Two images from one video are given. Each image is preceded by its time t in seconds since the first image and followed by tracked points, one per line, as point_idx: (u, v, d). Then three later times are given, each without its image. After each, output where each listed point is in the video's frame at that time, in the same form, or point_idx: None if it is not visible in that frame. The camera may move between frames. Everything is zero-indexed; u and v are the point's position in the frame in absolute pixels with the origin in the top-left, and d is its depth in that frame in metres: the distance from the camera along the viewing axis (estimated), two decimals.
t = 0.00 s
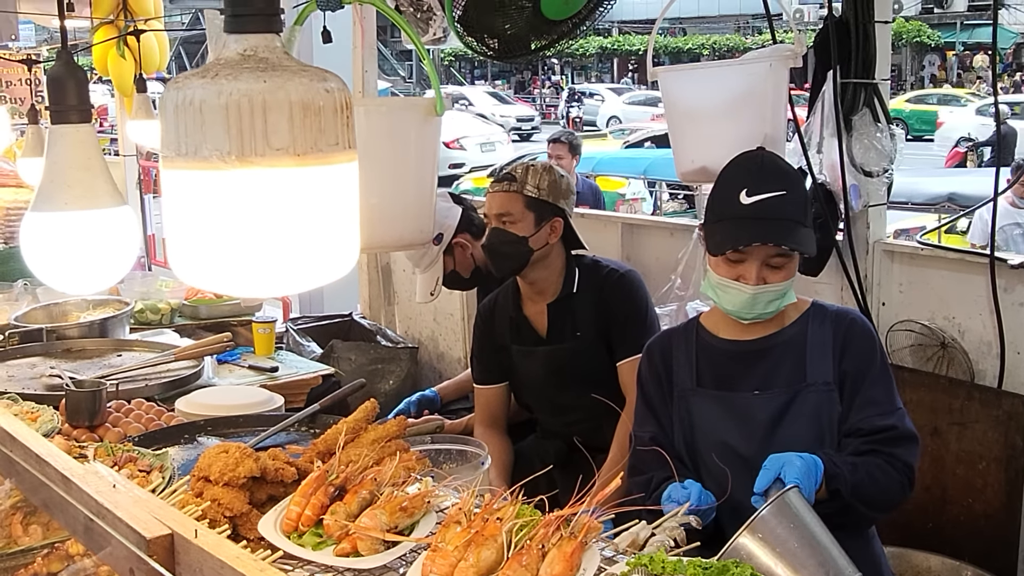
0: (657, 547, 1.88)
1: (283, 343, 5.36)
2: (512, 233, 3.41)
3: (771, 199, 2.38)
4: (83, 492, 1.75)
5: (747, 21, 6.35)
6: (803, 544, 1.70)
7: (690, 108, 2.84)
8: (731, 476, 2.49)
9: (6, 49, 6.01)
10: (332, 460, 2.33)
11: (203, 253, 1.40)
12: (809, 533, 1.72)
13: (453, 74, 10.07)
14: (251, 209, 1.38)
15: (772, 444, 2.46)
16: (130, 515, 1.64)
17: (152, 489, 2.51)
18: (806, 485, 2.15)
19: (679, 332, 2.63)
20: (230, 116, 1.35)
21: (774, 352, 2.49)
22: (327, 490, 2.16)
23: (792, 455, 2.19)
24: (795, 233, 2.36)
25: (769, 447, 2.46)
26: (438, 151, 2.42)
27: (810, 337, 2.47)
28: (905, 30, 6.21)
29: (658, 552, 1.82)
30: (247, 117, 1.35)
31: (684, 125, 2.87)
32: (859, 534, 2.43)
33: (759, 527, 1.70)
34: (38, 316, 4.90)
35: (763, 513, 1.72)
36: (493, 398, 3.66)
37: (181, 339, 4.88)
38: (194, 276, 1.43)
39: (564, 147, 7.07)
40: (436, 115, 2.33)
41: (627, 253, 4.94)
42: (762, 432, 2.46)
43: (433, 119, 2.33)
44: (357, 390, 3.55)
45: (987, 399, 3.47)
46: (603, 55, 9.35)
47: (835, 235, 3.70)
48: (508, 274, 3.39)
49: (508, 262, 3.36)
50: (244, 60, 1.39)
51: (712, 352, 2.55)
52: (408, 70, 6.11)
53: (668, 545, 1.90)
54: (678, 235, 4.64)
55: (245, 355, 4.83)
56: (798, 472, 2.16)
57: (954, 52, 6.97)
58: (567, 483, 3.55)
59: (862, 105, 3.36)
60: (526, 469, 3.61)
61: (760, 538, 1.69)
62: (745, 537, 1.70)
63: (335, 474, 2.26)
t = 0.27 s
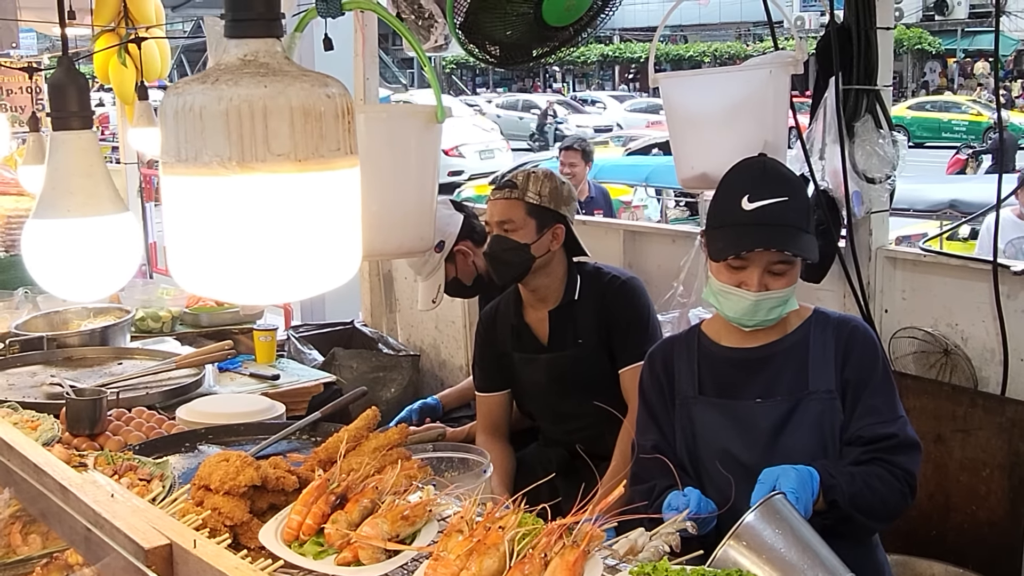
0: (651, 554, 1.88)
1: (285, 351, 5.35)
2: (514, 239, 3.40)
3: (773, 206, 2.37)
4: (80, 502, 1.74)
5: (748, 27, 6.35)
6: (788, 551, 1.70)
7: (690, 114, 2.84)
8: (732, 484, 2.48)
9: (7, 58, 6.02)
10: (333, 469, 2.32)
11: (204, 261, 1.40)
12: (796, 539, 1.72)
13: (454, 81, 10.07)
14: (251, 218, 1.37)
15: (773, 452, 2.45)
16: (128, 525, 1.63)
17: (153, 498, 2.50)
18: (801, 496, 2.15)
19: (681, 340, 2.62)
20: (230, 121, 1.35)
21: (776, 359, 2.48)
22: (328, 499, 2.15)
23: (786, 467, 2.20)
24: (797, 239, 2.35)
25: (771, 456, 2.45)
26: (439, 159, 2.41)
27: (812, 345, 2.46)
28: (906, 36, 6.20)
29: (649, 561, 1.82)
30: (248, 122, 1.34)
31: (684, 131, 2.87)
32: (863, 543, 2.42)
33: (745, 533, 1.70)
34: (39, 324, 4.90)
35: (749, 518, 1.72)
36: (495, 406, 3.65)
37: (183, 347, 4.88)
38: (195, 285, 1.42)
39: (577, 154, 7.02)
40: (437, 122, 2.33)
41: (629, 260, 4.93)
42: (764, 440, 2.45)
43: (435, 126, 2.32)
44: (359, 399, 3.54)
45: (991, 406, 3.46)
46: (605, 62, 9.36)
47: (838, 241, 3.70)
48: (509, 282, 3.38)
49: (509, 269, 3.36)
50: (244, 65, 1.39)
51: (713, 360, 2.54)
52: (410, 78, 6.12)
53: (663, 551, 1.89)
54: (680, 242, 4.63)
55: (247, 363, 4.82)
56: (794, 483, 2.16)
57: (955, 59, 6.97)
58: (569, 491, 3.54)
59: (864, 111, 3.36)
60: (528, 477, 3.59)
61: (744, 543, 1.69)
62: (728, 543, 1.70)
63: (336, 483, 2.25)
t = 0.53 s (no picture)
0: (651, 561, 1.86)
1: (285, 357, 5.34)
2: (515, 244, 3.39)
3: (774, 209, 2.36)
4: (77, 509, 1.73)
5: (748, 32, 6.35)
6: (786, 555, 1.68)
7: (691, 119, 2.83)
8: (735, 490, 2.47)
9: (7, 63, 6.02)
10: (334, 475, 2.30)
11: (202, 265, 1.39)
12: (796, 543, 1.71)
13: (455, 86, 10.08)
14: (250, 222, 1.36)
15: (776, 458, 2.44)
16: (125, 533, 1.62)
17: (152, 505, 2.49)
18: (802, 503, 2.13)
19: (683, 344, 2.61)
20: (228, 123, 1.34)
21: (778, 364, 2.47)
22: (328, 505, 2.13)
23: (787, 474, 2.19)
24: (799, 243, 2.34)
25: (773, 462, 2.44)
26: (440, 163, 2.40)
27: (814, 350, 2.45)
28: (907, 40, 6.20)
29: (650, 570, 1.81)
30: (246, 124, 1.33)
31: (686, 136, 2.87)
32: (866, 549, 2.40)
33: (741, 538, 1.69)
34: (38, 329, 4.89)
35: (745, 524, 1.71)
36: (496, 411, 3.64)
37: (182, 353, 4.87)
38: (195, 291, 1.41)
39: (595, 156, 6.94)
40: (438, 126, 2.32)
41: (630, 265, 4.92)
42: (767, 446, 2.44)
43: (436, 130, 2.31)
44: (360, 404, 3.53)
45: (994, 411, 3.44)
46: (605, 67, 9.38)
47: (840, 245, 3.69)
48: (510, 287, 3.37)
49: (511, 274, 3.35)
50: (243, 67, 1.38)
51: (715, 365, 2.53)
52: (410, 83, 6.12)
53: (664, 558, 1.87)
54: (682, 247, 4.62)
55: (247, 368, 4.81)
56: (794, 490, 2.15)
57: (956, 64, 6.97)
58: (571, 497, 3.52)
59: (866, 115, 3.35)
60: (530, 482, 3.58)
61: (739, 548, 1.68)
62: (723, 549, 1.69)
63: (337, 489, 2.23)
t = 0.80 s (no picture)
0: (650, 564, 1.84)
1: (285, 360, 5.33)
2: (515, 247, 3.38)
3: (775, 211, 2.35)
4: (71, 513, 1.72)
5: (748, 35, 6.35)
6: (782, 556, 1.65)
7: (691, 121, 2.83)
8: (735, 493, 2.46)
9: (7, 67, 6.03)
10: (333, 478, 2.29)
11: (194, 267, 1.38)
12: (793, 544, 1.67)
13: (455, 89, 10.08)
14: (243, 222, 1.35)
15: (776, 460, 2.43)
16: (120, 537, 1.61)
17: (150, 509, 2.48)
18: (800, 505, 2.12)
19: (683, 347, 2.60)
20: (220, 122, 1.33)
21: (778, 366, 2.46)
22: (327, 509, 2.12)
23: (783, 479, 2.18)
24: (800, 244, 2.33)
25: (774, 464, 2.43)
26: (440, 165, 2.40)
27: (815, 352, 2.44)
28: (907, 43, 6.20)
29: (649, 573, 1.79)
30: (239, 123, 1.33)
31: (686, 138, 2.86)
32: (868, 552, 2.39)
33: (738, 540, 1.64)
34: (37, 333, 4.88)
35: (741, 525, 1.66)
36: (497, 414, 3.63)
37: (182, 356, 4.86)
38: (188, 292, 1.40)
39: (620, 160, 7.00)
40: (438, 128, 2.31)
41: (631, 267, 4.91)
42: (767, 448, 2.43)
43: (435, 132, 2.31)
44: (360, 408, 3.52)
45: (995, 413, 3.43)
46: (605, 71, 9.39)
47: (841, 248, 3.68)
48: (511, 290, 3.36)
49: (510, 277, 3.34)
50: (236, 65, 1.38)
51: (715, 367, 2.52)
52: (410, 87, 6.12)
53: (661, 561, 1.85)
54: (682, 249, 4.61)
55: (247, 372, 4.80)
56: (792, 492, 2.14)
57: (956, 67, 6.97)
58: (571, 500, 3.51)
59: (867, 117, 3.34)
60: (530, 485, 3.57)
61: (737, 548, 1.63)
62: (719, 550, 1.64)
63: (336, 492, 2.22)
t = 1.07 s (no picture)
0: (648, 567, 1.83)
1: (284, 364, 5.32)
2: (513, 250, 3.38)
3: (773, 210, 2.34)
4: (62, 516, 1.71)
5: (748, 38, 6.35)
6: (774, 554, 1.62)
7: (690, 123, 2.82)
8: (734, 495, 2.45)
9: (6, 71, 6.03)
10: (331, 482, 2.28)
11: (185, 265, 1.37)
12: (786, 543, 1.65)
13: (454, 94, 10.09)
14: (235, 219, 1.35)
15: (776, 462, 2.41)
16: (111, 539, 1.60)
17: (146, 513, 2.47)
18: (797, 507, 2.11)
19: (682, 348, 2.59)
20: (211, 119, 1.32)
21: (776, 367, 2.45)
22: (325, 512, 2.10)
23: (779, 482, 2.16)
24: (798, 244, 2.32)
25: (773, 466, 2.41)
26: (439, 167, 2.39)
27: (814, 353, 2.43)
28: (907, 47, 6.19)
29: None
30: (229, 120, 1.32)
31: (686, 140, 2.85)
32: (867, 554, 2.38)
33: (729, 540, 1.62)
34: (35, 337, 4.87)
35: (732, 525, 1.64)
36: (496, 417, 3.62)
37: (180, 360, 4.85)
38: (179, 290, 1.39)
39: (635, 161, 6.98)
40: (437, 129, 2.30)
41: (630, 270, 4.90)
42: (766, 449, 2.42)
43: (433, 133, 2.30)
44: (358, 411, 3.51)
45: (996, 416, 3.42)
46: (606, 75, 9.41)
47: (842, 250, 3.67)
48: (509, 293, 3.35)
49: (508, 280, 3.33)
50: (228, 62, 1.37)
51: (714, 368, 2.51)
52: (410, 90, 6.12)
53: (660, 565, 1.85)
54: (682, 252, 4.59)
55: (246, 376, 4.79)
56: (788, 495, 2.12)
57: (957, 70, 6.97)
58: (570, 502, 3.50)
59: (867, 119, 3.32)
60: (529, 488, 3.56)
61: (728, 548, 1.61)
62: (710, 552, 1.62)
63: (333, 496, 2.20)
